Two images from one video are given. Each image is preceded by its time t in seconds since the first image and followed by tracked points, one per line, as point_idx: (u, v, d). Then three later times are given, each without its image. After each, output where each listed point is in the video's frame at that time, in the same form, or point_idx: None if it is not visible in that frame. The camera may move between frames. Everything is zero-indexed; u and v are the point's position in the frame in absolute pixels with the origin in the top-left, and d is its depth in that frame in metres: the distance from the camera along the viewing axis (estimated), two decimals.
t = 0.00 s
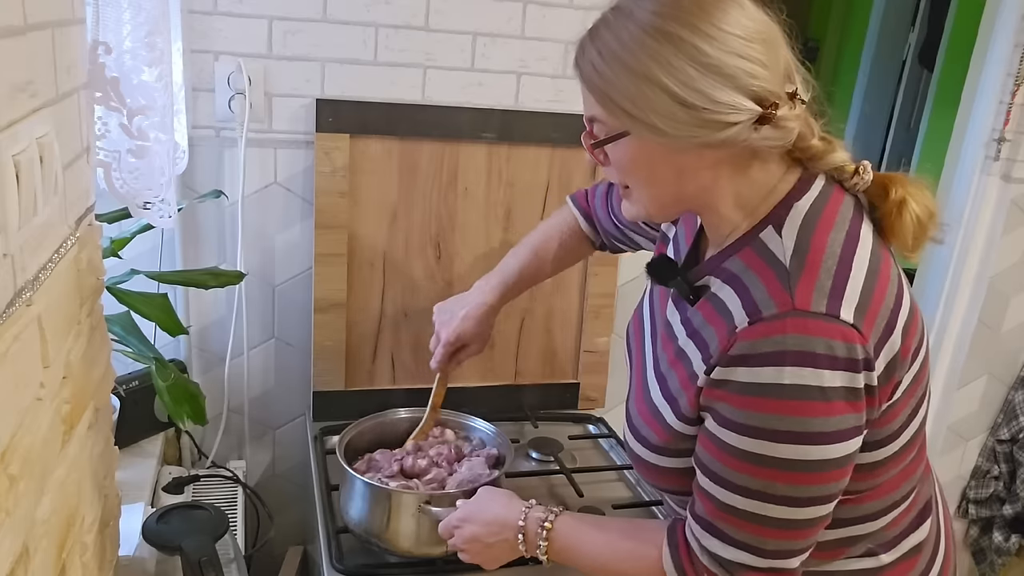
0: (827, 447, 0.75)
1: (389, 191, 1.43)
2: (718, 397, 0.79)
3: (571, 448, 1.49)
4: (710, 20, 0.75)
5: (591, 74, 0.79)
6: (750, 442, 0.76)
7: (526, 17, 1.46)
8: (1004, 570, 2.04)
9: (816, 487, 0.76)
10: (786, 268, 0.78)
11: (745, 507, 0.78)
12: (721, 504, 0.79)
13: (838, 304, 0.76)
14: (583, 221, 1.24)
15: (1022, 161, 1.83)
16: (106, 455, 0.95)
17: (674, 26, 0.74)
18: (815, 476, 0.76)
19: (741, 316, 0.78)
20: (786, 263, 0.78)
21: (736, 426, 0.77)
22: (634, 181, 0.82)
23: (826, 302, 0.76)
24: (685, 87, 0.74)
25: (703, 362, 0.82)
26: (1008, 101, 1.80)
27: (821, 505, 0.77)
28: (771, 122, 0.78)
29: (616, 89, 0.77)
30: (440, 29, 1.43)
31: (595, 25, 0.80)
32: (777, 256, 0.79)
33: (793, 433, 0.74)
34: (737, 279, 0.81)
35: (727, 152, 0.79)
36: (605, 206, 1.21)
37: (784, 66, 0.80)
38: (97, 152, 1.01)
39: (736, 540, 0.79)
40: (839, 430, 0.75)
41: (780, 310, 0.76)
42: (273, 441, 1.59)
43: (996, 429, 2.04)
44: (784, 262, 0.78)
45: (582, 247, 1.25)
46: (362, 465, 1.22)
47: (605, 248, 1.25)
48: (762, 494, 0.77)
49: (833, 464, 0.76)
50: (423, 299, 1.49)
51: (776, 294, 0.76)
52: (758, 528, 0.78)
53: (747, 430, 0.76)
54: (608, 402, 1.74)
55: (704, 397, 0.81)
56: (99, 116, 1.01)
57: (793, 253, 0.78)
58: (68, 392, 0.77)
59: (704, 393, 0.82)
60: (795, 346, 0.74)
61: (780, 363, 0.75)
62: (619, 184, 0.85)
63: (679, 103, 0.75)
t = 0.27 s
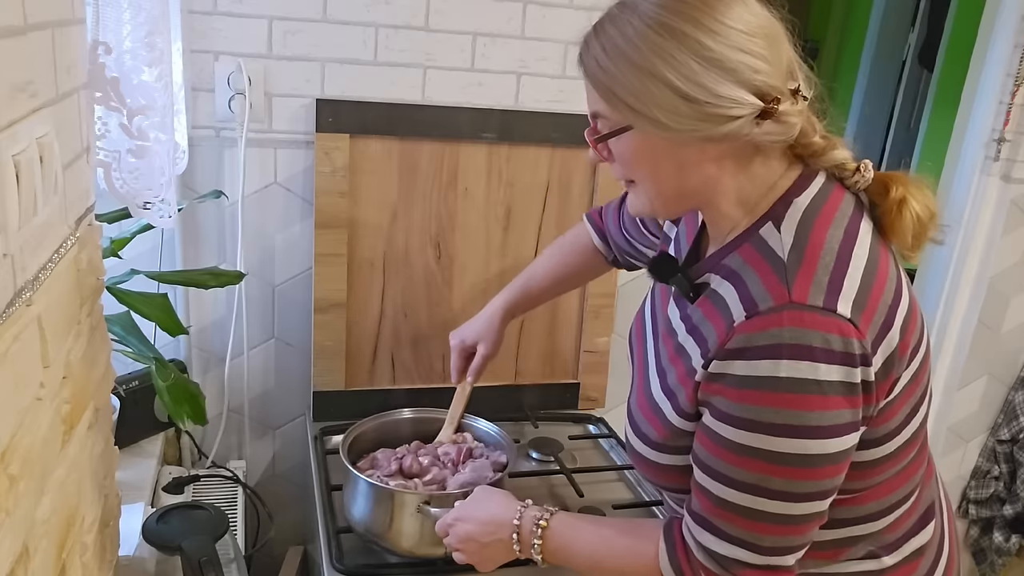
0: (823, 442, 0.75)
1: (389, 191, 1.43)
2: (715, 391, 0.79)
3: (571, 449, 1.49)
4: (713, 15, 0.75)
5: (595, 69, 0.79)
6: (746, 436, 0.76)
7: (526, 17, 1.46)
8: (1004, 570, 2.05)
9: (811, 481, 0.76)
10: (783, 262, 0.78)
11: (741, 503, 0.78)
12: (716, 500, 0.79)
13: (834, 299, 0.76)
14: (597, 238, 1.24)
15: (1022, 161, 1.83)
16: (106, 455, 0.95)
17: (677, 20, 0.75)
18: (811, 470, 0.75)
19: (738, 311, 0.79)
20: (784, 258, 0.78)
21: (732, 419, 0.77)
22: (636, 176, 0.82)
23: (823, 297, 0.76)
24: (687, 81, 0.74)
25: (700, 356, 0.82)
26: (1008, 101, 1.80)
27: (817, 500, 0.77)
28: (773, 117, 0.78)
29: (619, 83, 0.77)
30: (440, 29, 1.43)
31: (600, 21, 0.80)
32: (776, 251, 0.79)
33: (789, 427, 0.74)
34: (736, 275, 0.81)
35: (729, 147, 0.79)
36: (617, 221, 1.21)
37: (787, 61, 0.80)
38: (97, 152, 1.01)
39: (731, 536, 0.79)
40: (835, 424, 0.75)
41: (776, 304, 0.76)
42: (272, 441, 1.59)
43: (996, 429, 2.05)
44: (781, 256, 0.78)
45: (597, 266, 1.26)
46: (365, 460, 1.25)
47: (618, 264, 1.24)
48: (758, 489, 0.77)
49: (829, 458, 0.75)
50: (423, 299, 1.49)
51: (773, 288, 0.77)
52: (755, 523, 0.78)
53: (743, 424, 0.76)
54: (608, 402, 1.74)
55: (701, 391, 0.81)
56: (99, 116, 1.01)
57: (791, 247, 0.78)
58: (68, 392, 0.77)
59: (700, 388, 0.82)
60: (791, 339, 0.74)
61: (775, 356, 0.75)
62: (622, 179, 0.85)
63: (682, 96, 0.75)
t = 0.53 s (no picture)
0: (820, 430, 0.75)
1: (389, 191, 1.43)
2: (712, 379, 0.79)
3: (571, 449, 1.49)
4: (709, 15, 0.75)
5: (594, 69, 0.79)
6: (743, 424, 0.76)
7: (526, 17, 1.46)
8: (1004, 570, 2.05)
9: (809, 471, 0.76)
10: (783, 253, 0.78)
11: (739, 492, 0.77)
12: (713, 490, 0.79)
13: (832, 289, 0.76)
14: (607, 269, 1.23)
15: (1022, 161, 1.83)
16: (106, 455, 0.95)
17: (673, 20, 0.75)
18: (808, 459, 0.75)
19: (737, 300, 0.79)
20: (783, 248, 0.78)
21: (729, 407, 0.77)
22: (635, 171, 0.83)
23: (821, 286, 0.76)
24: (682, 80, 0.75)
25: (700, 345, 0.82)
26: (1008, 101, 1.80)
27: (815, 490, 0.77)
28: (768, 115, 0.78)
29: (616, 83, 0.77)
30: (440, 29, 1.43)
31: (601, 20, 0.80)
32: (775, 242, 0.79)
33: (786, 415, 0.74)
34: (737, 266, 0.81)
35: (728, 142, 0.79)
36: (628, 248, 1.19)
37: (784, 57, 0.80)
38: (97, 152, 1.01)
39: (729, 527, 0.79)
40: (832, 413, 0.75)
41: (774, 292, 0.76)
42: (272, 441, 1.59)
43: (997, 429, 2.05)
44: (781, 247, 0.78)
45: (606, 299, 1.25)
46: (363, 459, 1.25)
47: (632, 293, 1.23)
48: (756, 478, 0.76)
49: (826, 447, 0.75)
50: (423, 299, 1.49)
51: (772, 277, 0.77)
52: (753, 513, 0.78)
53: (741, 412, 0.76)
54: (608, 402, 1.74)
55: (700, 380, 0.81)
56: (99, 116, 1.01)
57: (791, 239, 0.78)
58: (68, 392, 0.77)
59: (700, 376, 0.82)
60: (788, 326, 0.74)
61: (772, 344, 0.75)
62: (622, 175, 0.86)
63: (677, 96, 0.75)
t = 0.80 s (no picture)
0: (823, 428, 0.75)
1: (389, 191, 1.43)
2: (713, 377, 0.79)
3: (571, 449, 1.49)
4: (715, 14, 0.75)
5: (601, 67, 0.80)
6: (744, 422, 0.76)
7: (526, 17, 1.46)
8: (1004, 570, 2.04)
9: (811, 469, 0.76)
10: (785, 249, 0.78)
11: (741, 491, 0.78)
12: (712, 486, 0.79)
13: (833, 285, 0.76)
14: (618, 260, 1.24)
15: (1022, 162, 1.85)
16: (106, 455, 0.95)
17: (679, 19, 0.75)
18: (810, 457, 0.75)
19: (739, 297, 0.79)
20: (785, 244, 0.78)
21: (731, 405, 0.77)
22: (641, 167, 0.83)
23: (822, 282, 0.76)
24: (685, 78, 0.75)
25: (703, 341, 0.82)
26: (1007, 101, 1.83)
27: (817, 488, 0.77)
28: (775, 112, 0.78)
29: (620, 81, 0.78)
30: (440, 29, 1.43)
31: (608, 18, 0.81)
32: (778, 239, 0.79)
33: (788, 413, 0.74)
34: (740, 263, 0.81)
35: (731, 140, 0.79)
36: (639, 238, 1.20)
37: (789, 55, 0.79)
38: (97, 152, 1.01)
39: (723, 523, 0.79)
40: (834, 411, 0.75)
41: (775, 289, 0.76)
42: (272, 442, 1.59)
43: (997, 429, 2.04)
44: (784, 243, 0.78)
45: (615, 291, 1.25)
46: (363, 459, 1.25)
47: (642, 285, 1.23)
48: (758, 476, 0.77)
49: (829, 445, 0.75)
50: (423, 299, 1.49)
51: (773, 274, 0.77)
52: (756, 512, 0.78)
53: (742, 410, 0.76)
54: (608, 402, 1.74)
55: (701, 378, 0.81)
56: (99, 116, 1.01)
57: (793, 234, 0.78)
58: (68, 392, 0.77)
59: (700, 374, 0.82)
60: (789, 324, 0.74)
61: (774, 341, 0.75)
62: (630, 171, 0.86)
63: (681, 93, 0.75)
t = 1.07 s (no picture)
0: (829, 435, 0.75)
1: (389, 191, 1.43)
2: (718, 386, 0.79)
3: (571, 449, 1.49)
4: (721, 10, 0.75)
5: (606, 64, 0.80)
6: (750, 429, 0.76)
7: (526, 17, 1.46)
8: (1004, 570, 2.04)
9: (817, 476, 0.76)
10: (786, 254, 0.78)
11: (749, 499, 0.77)
12: (720, 494, 0.79)
13: (834, 293, 0.76)
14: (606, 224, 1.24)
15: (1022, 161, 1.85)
16: (106, 454, 0.95)
17: (685, 16, 0.75)
18: (817, 464, 0.75)
19: (740, 303, 0.79)
20: (787, 249, 0.78)
21: (737, 414, 0.77)
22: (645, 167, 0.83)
23: (823, 290, 0.76)
24: (692, 75, 0.75)
25: (705, 345, 0.82)
26: (1008, 101, 1.83)
27: (825, 495, 0.77)
28: (782, 110, 0.78)
29: (626, 78, 0.78)
30: (440, 29, 1.43)
31: (613, 14, 0.81)
32: (780, 243, 0.79)
33: (794, 421, 0.74)
34: (741, 265, 0.81)
35: (735, 140, 0.79)
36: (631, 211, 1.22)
37: (795, 53, 0.79)
38: (97, 152, 1.01)
39: (737, 530, 0.79)
40: (840, 418, 0.75)
41: (777, 296, 0.76)
42: (272, 442, 1.59)
43: (997, 429, 2.04)
44: (785, 248, 0.78)
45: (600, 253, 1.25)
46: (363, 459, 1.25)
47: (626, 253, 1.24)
48: (765, 484, 0.77)
49: (835, 452, 0.75)
50: (423, 299, 1.49)
51: (774, 279, 0.77)
52: (764, 520, 0.78)
53: (748, 419, 0.76)
54: (608, 402, 1.74)
55: (705, 386, 0.81)
56: (99, 116, 1.01)
57: (796, 239, 0.78)
58: (68, 392, 0.77)
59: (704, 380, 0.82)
60: (792, 332, 0.74)
61: (777, 348, 0.75)
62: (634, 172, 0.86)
63: (688, 91, 0.75)
